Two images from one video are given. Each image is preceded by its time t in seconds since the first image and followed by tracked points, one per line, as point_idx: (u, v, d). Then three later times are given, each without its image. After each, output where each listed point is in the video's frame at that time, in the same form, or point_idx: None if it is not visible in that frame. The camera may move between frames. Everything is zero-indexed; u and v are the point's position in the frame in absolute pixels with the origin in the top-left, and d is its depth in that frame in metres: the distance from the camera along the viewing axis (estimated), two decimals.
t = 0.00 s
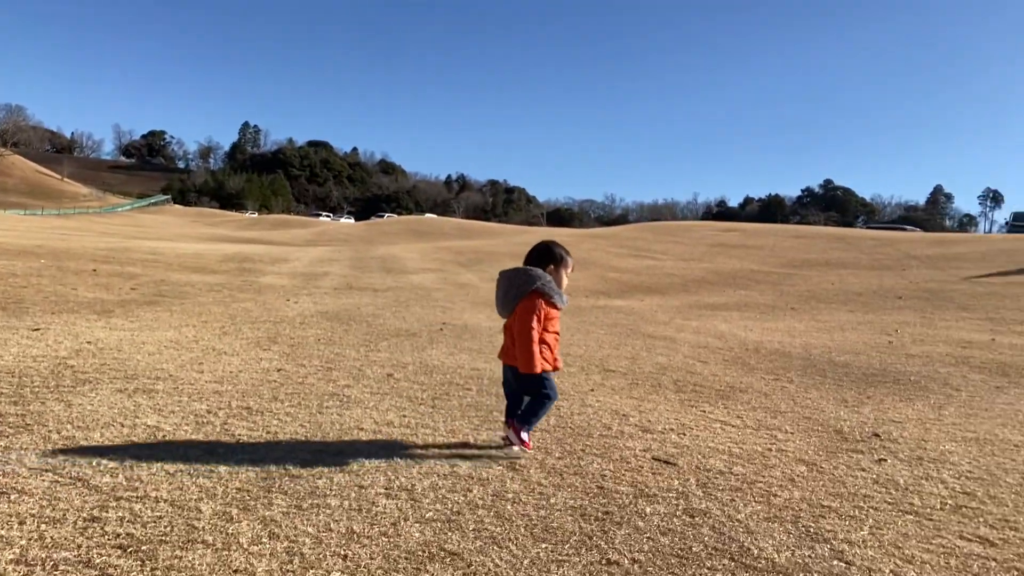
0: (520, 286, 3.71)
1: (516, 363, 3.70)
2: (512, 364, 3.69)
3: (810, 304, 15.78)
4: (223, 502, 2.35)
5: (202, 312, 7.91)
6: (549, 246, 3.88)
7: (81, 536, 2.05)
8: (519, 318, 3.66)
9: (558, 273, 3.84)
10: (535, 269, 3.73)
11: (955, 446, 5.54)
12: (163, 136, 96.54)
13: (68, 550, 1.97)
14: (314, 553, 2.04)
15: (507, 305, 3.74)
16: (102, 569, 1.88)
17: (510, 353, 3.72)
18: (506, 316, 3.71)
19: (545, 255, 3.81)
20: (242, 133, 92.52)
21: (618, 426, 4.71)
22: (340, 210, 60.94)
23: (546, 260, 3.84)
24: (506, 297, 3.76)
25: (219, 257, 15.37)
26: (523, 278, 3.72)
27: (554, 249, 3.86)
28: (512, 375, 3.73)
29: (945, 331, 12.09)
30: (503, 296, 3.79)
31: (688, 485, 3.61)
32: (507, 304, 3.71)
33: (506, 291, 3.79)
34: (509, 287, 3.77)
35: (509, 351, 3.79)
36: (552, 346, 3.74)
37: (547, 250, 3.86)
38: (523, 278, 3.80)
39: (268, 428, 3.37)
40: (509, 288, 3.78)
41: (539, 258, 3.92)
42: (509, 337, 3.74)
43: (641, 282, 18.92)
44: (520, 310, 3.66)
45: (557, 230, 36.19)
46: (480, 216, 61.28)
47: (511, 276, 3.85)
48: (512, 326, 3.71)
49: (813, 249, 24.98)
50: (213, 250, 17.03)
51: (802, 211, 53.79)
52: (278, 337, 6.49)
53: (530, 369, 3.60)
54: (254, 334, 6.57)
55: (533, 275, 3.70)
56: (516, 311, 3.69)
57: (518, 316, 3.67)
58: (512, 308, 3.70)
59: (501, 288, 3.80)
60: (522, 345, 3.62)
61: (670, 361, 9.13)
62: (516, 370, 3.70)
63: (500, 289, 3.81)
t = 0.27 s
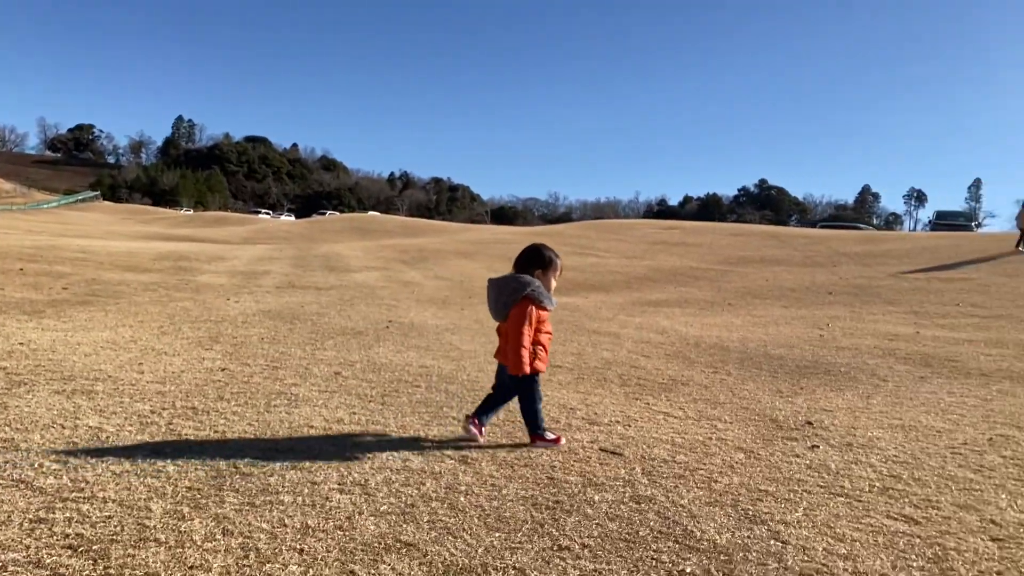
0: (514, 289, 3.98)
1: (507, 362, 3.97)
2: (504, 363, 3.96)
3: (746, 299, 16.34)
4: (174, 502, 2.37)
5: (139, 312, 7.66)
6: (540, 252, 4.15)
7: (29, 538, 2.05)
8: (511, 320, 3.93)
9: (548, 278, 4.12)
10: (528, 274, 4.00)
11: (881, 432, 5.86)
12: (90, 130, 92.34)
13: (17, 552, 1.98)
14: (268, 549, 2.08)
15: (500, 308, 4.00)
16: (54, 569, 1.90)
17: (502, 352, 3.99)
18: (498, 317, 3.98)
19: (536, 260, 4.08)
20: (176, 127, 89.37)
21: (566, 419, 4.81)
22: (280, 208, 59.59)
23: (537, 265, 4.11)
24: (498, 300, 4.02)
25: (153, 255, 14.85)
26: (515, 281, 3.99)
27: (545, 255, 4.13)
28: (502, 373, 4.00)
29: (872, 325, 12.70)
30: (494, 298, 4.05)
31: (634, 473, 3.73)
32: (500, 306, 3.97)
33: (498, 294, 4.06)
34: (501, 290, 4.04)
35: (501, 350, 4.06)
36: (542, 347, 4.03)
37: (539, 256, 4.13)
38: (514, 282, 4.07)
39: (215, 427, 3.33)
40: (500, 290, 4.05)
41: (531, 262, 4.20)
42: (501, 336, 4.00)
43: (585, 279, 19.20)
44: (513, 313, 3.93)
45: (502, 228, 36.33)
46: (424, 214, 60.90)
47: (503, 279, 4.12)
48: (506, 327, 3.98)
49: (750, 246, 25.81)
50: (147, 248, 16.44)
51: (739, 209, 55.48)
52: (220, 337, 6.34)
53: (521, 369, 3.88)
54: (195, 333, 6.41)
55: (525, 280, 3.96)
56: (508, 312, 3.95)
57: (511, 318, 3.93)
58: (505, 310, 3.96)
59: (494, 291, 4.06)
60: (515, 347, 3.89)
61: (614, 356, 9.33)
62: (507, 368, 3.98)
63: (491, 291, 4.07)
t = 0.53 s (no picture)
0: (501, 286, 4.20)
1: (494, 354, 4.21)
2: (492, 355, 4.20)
3: (688, 295, 16.78)
4: (123, 501, 2.36)
5: (70, 310, 7.36)
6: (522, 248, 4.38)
7: None
8: (500, 316, 4.16)
9: (533, 273, 4.36)
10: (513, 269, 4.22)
11: (816, 420, 6.14)
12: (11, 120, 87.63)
13: None
14: (224, 546, 2.11)
15: (487, 303, 4.21)
16: (1, 570, 1.90)
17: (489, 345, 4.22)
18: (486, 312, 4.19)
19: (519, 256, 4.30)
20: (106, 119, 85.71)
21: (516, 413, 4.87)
22: (218, 203, 57.86)
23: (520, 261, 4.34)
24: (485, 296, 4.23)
25: (84, 252, 14.23)
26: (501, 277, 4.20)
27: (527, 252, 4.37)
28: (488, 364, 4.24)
29: (806, 318, 13.23)
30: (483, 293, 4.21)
31: (583, 463, 3.82)
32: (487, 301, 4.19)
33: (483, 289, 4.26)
34: (487, 286, 4.24)
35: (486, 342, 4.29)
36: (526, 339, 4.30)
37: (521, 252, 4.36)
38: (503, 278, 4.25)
39: (161, 426, 3.26)
40: (486, 286, 4.26)
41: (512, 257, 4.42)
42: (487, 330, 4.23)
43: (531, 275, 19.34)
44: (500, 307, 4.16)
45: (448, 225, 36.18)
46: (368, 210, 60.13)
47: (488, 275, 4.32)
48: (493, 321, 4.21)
49: (691, 243, 26.45)
50: (76, 244, 15.74)
51: (679, 207, 56.77)
52: (160, 336, 6.16)
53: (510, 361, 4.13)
54: (133, 332, 6.20)
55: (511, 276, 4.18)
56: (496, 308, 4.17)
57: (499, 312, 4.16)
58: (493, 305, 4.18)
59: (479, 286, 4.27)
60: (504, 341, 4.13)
61: (561, 351, 9.46)
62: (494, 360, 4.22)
63: (476, 286, 4.27)
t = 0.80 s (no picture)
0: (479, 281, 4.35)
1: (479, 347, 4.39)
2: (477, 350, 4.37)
3: (635, 289, 17.09)
4: (72, 500, 2.44)
5: None
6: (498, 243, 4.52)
7: None
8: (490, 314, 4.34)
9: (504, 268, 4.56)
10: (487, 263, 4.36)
11: (758, 409, 6.37)
12: None
13: None
14: (180, 542, 2.21)
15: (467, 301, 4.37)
16: None
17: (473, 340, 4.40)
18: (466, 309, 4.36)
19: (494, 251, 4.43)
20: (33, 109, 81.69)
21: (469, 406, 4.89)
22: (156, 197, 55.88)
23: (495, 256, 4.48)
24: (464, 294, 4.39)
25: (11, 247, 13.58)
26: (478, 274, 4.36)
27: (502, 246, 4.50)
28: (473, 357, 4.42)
29: (747, 311, 13.65)
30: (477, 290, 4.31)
31: (536, 454, 3.89)
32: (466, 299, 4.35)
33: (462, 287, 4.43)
34: (466, 285, 4.40)
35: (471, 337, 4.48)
36: (509, 330, 4.47)
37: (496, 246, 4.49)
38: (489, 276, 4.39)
39: (107, 425, 3.28)
40: (467, 284, 4.40)
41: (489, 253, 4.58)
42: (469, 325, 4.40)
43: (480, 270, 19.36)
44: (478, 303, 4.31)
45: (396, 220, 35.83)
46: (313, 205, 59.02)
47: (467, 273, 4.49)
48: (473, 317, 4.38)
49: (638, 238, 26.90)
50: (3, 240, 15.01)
51: (626, 203, 57.61)
52: (98, 333, 5.96)
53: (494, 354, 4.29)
54: (69, 329, 5.99)
55: (487, 272, 4.32)
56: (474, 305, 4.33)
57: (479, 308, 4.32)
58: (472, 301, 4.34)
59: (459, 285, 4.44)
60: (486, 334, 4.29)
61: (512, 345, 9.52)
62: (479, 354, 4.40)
63: (455, 285, 4.43)
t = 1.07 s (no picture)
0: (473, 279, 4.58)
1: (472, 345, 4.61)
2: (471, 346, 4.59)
3: (591, 284, 17.29)
4: (32, 499, 2.62)
5: None
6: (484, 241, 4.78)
7: None
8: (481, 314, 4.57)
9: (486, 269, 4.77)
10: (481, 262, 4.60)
11: (711, 400, 6.55)
12: None
13: None
14: (144, 537, 2.43)
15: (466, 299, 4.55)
16: None
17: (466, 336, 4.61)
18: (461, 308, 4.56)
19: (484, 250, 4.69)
20: None
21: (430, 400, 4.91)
22: (98, 190, 53.95)
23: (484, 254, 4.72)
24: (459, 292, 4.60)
25: None
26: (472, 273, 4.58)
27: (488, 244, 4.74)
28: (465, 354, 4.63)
29: (700, 305, 13.97)
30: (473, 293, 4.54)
31: (498, 446, 3.94)
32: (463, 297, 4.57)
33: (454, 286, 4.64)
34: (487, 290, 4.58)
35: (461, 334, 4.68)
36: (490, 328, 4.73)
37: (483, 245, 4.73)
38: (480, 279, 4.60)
39: (61, 423, 3.43)
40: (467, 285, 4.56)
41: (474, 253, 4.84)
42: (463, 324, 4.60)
43: (436, 265, 19.33)
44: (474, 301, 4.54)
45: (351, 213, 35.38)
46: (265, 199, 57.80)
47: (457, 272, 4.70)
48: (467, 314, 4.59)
49: (593, 233, 27.16)
50: None
51: (582, 197, 58.03)
52: (44, 330, 5.80)
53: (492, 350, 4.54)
54: (12, 327, 5.81)
55: (482, 271, 4.56)
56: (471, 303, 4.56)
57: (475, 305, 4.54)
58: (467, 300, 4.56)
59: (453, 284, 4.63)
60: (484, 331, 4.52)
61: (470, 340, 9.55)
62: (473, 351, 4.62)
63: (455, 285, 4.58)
